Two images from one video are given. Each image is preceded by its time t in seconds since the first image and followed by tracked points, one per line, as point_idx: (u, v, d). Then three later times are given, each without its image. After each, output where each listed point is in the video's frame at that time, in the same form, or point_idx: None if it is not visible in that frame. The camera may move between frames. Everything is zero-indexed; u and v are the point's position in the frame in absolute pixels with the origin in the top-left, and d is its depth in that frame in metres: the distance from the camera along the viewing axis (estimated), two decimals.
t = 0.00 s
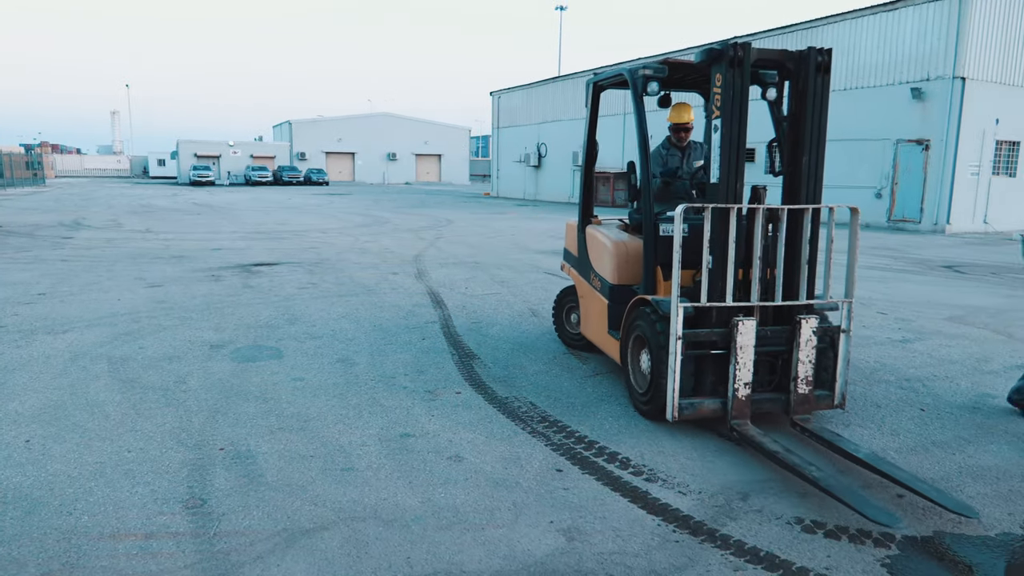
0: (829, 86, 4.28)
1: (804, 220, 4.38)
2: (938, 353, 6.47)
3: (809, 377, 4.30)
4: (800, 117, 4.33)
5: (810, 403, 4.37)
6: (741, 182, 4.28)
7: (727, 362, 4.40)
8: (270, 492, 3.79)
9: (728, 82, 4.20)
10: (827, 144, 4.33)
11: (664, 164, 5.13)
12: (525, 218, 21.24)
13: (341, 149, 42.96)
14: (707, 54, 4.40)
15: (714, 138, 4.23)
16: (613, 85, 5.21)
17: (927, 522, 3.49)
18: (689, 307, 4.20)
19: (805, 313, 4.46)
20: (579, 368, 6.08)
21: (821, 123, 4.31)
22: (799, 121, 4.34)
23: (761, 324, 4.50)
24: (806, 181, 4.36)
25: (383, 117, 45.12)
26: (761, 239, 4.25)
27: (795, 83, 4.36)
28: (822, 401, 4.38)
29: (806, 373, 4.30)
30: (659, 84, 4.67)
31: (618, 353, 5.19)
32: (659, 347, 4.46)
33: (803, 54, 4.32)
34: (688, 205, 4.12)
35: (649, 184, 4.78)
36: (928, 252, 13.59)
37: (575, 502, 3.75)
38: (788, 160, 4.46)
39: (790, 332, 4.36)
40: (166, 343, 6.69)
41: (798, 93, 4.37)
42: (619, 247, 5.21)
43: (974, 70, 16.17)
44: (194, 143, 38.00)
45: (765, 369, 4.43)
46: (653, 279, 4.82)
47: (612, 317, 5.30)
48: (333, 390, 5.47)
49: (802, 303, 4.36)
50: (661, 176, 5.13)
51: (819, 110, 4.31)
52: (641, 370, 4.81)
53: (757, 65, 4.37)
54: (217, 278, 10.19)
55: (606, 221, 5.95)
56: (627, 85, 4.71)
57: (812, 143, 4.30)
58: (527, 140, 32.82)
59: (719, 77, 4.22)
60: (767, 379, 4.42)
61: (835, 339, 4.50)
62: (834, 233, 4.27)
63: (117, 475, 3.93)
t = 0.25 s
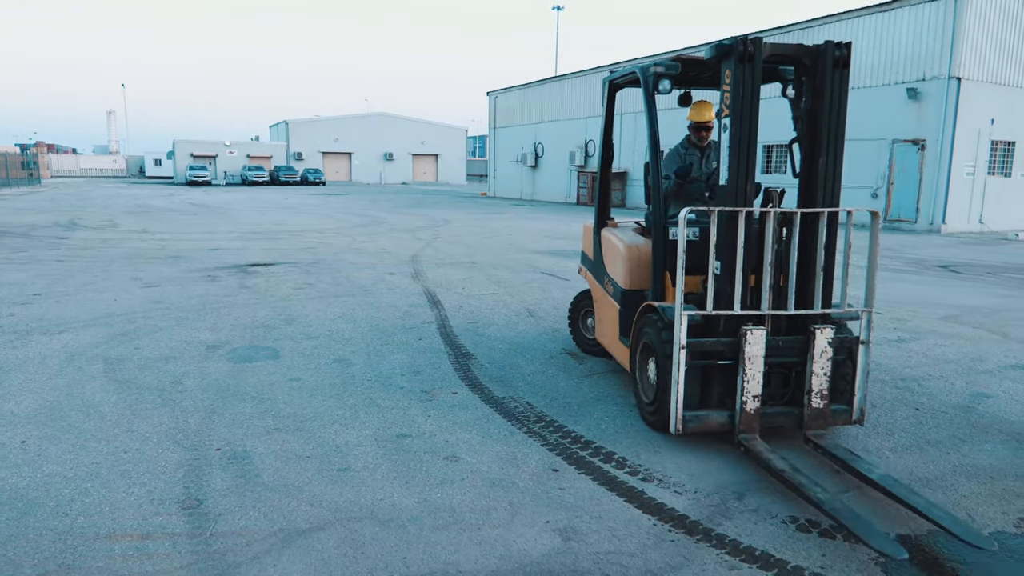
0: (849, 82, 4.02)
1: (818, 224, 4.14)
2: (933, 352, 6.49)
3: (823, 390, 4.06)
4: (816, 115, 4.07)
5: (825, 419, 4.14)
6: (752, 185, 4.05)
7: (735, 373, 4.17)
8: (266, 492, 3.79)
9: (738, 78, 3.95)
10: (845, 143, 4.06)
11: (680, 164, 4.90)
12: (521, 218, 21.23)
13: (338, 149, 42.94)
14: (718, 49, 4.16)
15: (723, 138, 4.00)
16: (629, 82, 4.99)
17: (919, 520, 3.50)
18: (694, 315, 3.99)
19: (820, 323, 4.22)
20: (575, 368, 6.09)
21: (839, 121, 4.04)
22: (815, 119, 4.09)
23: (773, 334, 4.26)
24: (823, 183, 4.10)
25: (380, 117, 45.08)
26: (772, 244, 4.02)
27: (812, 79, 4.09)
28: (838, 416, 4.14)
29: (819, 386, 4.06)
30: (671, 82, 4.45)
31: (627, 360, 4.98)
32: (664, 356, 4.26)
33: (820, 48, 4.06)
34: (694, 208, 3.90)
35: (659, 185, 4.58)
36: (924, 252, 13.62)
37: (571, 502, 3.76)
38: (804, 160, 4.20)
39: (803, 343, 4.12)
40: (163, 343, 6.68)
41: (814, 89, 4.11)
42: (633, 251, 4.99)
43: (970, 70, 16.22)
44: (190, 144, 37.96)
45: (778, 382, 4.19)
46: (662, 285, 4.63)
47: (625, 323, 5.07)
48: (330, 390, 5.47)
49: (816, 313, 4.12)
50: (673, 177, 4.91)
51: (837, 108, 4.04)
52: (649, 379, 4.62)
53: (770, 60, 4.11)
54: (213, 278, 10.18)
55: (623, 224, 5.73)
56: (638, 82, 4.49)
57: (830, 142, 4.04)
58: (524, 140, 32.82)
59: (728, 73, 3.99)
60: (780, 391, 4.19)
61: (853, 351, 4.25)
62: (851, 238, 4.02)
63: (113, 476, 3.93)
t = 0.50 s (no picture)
0: (868, 76, 3.74)
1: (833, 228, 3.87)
2: (928, 352, 6.51)
3: (837, 405, 3.81)
4: (834, 114, 3.80)
5: (840, 435, 3.89)
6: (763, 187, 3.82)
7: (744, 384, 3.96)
8: (262, 492, 3.80)
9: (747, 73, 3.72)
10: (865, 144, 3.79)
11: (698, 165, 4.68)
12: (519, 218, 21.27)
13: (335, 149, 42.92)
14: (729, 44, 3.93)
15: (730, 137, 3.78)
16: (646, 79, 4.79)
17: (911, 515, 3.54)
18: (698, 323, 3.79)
19: (836, 333, 3.96)
20: (572, 368, 6.11)
21: (859, 120, 3.76)
22: (832, 118, 3.82)
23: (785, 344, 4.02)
24: (840, 185, 3.84)
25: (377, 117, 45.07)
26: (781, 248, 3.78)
27: (829, 75, 3.82)
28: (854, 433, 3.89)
29: (834, 401, 3.81)
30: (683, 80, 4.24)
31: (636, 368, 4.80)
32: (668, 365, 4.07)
33: (839, 42, 3.78)
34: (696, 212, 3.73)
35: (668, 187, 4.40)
36: (920, 252, 13.66)
37: (568, 501, 3.77)
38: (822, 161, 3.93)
39: (817, 354, 3.87)
40: (159, 344, 6.68)
41: (832, 85, 3.83)
42: (646, 255, 4.82)
43: (966, 70, 16.24)
44: (187, 143, 37.92)
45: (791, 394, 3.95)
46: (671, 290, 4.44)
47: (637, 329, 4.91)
48: (326, 390, 5.47)
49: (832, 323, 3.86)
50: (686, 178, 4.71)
51: (856, 105, 3.76)
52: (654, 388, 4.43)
53: (784, 55, 3.86)
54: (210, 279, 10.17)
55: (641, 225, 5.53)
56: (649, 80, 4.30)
57: (848, 142, 3.77)
58: (521, 140, 32.83)
59: (737, 70, 3.77)
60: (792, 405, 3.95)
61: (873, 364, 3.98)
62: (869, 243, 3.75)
63: (109, 476, 3.93)
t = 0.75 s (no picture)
0: (886, 72, 3.47)
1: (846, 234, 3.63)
2: (924, 352, 6.53)
3: (847, 421, 3.59)
4: (848, 113, 3.54)
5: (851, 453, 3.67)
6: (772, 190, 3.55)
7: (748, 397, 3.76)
8: (258, 492, 3.80)
9: (755, 69, 3.43)
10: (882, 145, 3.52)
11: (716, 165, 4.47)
12: (515, 218, 21.29)
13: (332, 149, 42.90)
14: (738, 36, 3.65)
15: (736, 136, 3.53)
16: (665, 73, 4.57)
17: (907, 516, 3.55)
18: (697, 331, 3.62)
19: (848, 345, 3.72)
20: (568, 367, 6.12)
21: (876, 119, 3.50)
22: (847, 115, 3.56)
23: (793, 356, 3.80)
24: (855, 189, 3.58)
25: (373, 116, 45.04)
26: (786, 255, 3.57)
27: (845, 71, 3.55)
28: (866, 451, 3.66)
29: (843, 418, 3.59)
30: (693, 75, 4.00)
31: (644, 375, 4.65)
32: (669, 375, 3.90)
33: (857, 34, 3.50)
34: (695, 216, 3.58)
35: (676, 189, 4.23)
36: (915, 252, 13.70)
37: (564, 501, 3.77)
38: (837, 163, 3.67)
39: (826, 367, 3.65)
40: (155, 343, 6.67)
41: (847, 82, 3.57)
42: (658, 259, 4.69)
43: (962, 70, 16.28)
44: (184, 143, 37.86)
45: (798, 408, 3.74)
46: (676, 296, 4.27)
47: (647, 333, 4.79)
48: (323, 390, 5.47)
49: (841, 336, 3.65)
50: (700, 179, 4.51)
51: (873, 104, 3.49)
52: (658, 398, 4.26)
53: (796, 48, 3.60)
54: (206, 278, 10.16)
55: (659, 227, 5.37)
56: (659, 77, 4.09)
57: (863, 143, 3.51)
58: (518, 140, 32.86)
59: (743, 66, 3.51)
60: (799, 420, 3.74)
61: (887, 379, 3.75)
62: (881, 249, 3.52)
63: (105, 476, 3.92)
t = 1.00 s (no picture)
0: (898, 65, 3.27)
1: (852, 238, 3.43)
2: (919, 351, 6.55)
3: (851, 438, 3.35)
4: (857, 109, 3.37)
5: (856, 471, 3.44)
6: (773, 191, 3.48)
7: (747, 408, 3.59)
8: (254, 492, 3.80)
9: (753, 64, 3.37)
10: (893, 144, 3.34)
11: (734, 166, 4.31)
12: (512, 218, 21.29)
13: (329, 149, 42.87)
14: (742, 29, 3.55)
15: (735, 134, 3.48)
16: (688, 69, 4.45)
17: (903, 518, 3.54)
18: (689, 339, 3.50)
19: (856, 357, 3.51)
20: (565, 367, 6.13)
21: (886, 115, 3.32)
22: (857, 112, 3.39)
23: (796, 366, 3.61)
24: (864, 189, 3.40)
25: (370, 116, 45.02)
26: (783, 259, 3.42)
27: (855, 64, 3.38)
28: (873, 471, 3.41)
29: (848, 435, 3.36)
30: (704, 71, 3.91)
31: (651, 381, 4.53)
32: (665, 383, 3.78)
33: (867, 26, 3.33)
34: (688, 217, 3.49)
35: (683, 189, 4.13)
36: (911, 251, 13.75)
37: (560, 501, 3.77)
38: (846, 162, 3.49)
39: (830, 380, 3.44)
40: (152, 344, 6.66)
41: (857, 76, 3.39)
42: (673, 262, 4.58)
43: (957, 70, 16.34)
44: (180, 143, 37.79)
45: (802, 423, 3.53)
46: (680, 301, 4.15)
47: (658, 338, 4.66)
48: (320, 390, 5.47)
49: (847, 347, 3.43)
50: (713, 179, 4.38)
51: (883, 100, 3.31)
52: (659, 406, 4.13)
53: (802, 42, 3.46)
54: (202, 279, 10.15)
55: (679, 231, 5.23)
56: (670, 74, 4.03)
57: (872, 142, 3.34)
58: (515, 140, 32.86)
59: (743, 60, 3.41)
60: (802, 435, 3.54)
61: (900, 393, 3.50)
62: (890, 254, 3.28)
63: (101, 477, 3.92)
